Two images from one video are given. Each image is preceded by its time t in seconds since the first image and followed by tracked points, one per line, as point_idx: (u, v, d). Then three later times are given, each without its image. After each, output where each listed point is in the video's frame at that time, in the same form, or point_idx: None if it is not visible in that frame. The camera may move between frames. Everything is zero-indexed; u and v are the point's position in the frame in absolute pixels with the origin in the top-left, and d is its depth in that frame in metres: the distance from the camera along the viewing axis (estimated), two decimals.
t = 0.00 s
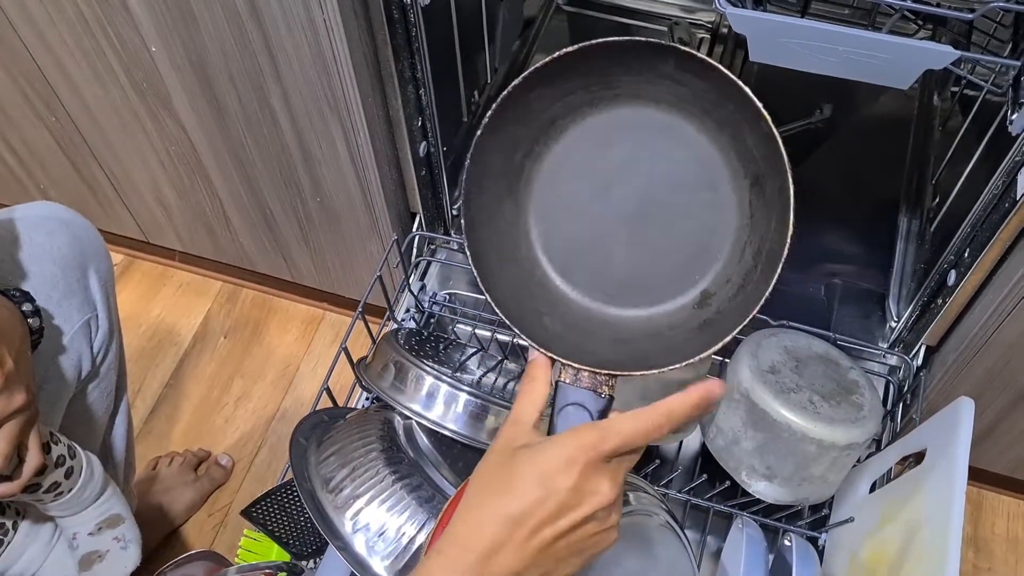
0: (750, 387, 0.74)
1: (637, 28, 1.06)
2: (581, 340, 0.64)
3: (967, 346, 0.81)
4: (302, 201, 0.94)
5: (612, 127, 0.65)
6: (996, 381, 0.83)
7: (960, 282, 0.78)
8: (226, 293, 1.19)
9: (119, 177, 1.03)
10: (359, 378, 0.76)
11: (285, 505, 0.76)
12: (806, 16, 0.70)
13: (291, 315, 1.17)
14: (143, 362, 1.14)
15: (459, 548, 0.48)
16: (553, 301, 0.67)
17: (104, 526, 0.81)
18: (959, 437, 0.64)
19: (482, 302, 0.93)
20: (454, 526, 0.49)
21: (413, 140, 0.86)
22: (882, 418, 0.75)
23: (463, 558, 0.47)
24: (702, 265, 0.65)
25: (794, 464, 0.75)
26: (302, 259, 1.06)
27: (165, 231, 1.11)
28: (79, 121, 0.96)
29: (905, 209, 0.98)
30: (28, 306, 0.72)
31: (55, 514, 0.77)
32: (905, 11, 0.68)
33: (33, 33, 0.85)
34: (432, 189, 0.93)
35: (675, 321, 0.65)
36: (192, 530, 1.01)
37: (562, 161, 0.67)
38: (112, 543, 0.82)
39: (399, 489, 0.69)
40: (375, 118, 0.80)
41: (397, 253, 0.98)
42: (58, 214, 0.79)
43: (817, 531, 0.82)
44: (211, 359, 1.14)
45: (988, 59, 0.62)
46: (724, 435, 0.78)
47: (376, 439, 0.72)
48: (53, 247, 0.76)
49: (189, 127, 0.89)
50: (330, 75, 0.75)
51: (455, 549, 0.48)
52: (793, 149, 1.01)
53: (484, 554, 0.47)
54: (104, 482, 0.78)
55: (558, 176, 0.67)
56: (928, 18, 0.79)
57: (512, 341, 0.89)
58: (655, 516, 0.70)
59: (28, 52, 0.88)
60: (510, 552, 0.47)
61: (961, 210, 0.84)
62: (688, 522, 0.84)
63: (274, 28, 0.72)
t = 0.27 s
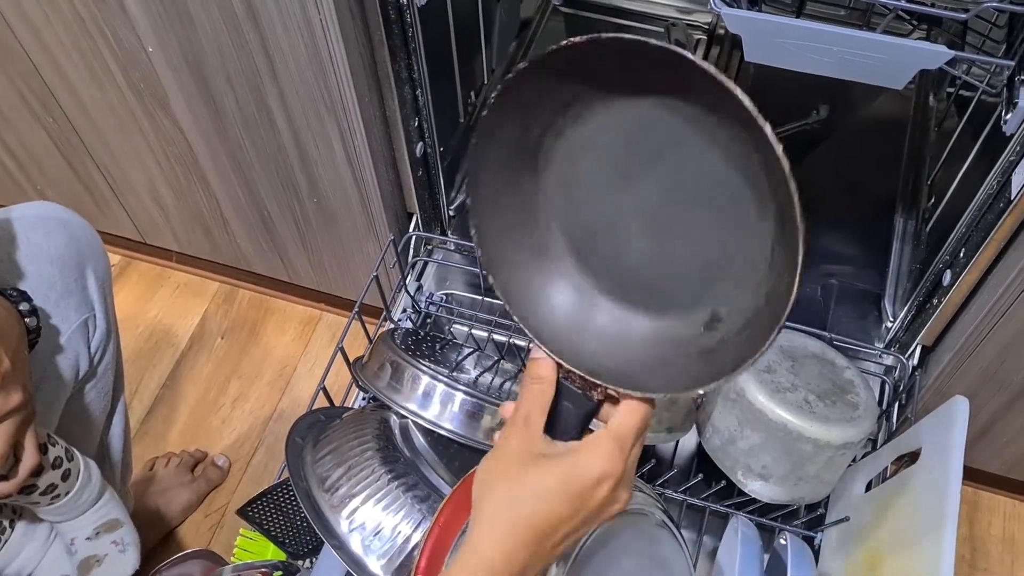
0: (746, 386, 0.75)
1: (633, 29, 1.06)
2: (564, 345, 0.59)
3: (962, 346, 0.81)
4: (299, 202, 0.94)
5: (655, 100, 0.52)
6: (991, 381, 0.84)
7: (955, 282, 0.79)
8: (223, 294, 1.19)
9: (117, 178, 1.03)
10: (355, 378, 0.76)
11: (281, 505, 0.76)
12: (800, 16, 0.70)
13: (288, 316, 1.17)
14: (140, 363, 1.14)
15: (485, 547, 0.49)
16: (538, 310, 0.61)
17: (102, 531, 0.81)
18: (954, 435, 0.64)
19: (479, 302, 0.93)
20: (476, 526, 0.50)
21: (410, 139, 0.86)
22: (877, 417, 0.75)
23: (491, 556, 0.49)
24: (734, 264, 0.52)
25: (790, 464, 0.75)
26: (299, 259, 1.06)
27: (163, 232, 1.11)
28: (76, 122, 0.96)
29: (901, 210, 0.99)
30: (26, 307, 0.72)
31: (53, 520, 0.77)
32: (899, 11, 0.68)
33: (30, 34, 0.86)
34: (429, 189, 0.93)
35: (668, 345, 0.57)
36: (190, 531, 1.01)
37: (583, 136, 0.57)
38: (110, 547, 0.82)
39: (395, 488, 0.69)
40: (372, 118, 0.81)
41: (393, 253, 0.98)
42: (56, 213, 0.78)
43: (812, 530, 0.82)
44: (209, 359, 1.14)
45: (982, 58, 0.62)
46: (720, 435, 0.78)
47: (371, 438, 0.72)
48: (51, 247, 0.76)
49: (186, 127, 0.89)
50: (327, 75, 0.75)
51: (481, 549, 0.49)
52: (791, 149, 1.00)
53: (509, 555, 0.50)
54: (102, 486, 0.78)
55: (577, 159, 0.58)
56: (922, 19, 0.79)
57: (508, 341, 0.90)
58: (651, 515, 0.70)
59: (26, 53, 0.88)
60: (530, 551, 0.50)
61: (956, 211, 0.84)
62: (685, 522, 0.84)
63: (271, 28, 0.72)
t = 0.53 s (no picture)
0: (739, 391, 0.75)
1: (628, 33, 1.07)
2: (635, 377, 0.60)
3: (955, 352, 0.82)
4: (295, 208, 0.95)
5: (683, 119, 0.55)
6: (983, 386, 0.84)
7: (948, 287, 0.79)
8: (219, 299, 1.20)
9: (113, 183, 1.03)
10: (349, 383, 0.76)
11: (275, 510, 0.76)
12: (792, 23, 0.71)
13: (284, 321, 1.17)
14: (135, 369, 1.14)
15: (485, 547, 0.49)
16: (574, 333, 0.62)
17: (96, 536, 0.81)
18: (945, 441, 0.64)
19: (474, 308, 0.94)
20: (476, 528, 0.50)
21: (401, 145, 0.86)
22: (870, 422, 0.75)
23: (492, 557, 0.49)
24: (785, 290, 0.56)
25: (783, 468, 0.75)
26: (295, 264, 1.06)
27: (159, 238, 1.12)
28: (73, 128, 0.96)
29: (894, 215, 0.99)
30: (20, 311, 0.72)
31: (48, 524, 0.77)
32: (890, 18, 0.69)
33: (27, 41, 0.86)
34: (425, 195, 0.93)
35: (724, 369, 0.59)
36: (185, 536, 1.01)
37: (621, 162, 0.58)
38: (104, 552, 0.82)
39: (388, 493, 0.69)
40: (367, 124, 0.81)
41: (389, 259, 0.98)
42: (51, 219, 0.79)
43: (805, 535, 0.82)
44: (205, 364, 1.14)
45: (971, 65, 0.63)
46: (713, 440, 0.79)
47: (366, 443, 0.72)
48: (46, 253, 0.77)
49: (182, 133, 0.89)
50: (321, 81, 0.75)
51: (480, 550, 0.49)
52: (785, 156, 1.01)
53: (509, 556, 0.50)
54: (97, 491, 0.78)
55: (614, 184, 0.59)
56: (914, 26, 0.79)
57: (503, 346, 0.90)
58: (645, 520, 0.70)
59: (22, 59, 0.89)
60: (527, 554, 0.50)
61: (949, 217, 0.85)
62: (678, 528, 0.84)
63: (266, 35, 0.73)
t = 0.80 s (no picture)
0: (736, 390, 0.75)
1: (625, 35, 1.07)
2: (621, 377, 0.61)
3: (951, 351, 0.82)
4: (292, 207, 0.94)
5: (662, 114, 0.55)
6: (980, 385, 0.84)
7: (944, 286, 0.79)
8: (216, 299, 1.20)
9: (110, 182, 1.03)
10: (346, 382, 0.76)
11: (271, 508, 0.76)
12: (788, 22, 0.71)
13: (281, 320, 1.17)
14: (132, 368, 1.14)
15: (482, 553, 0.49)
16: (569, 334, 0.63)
17: (92, 535, 0.80)
18: (941, 439, 0.64)
19: (471, 307, 0.94)
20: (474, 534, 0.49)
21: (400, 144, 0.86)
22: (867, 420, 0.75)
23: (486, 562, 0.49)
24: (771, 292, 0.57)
25: (779, 468, 0.75)
26: (292, 264, 1.06)
27: (156, 237, 1.12)
28: (69, 127, 0.96)
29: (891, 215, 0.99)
30: (15, 308, 0.73)
31: (43, 523, 0.77)
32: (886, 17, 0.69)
33: (23, 39, 0.86)
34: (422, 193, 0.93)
35: (710, 367, 0.61)
36: (182, 535, 1.01)
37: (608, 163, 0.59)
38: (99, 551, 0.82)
39: (384, 491, 0.69)
40: (364, 122, 0.81)
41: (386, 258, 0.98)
42: (47, 217, 0.79)
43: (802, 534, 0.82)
44: (202, 364, 1.14)
45: (968, 64, 0.63)
46: (710, 439, 0.79)
47: (362, 441, 0.72)
48: (42, 251, 0.77)
49: (179, 132, 0.89)
50: (318, 80, 0.75)
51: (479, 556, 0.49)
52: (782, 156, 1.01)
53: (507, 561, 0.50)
54: (93, 490, 0.78)
55: (597, 180, 0.60)
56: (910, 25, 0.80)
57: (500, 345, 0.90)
58: (641, 519, 0.70)
59: (19, 58, 0.89)
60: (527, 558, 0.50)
61: (945, 216, 0.85)
62: (676, 527, 0.84)
63: (263, 33, 0.72)
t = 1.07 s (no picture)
0: (735, 392, 0.75)
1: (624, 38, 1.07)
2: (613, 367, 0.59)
3: (950, 353, 0.82)
4: (290, 208, 0.94)
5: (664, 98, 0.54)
6: (978, 387, 0.84)
7: (942, 288, 0.79)
8: (214, 301, 1.19)
9: (108, 183, 1.03)
10: (344, 384, 0.76)
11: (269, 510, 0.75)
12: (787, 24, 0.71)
13: (279, 322, 1.17)
14: (129, 370, 1.14)
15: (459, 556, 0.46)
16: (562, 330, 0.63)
17: (88, 537, 0.80)
18: (939, 441, 0.64)
19: (469, 309, 0.94)
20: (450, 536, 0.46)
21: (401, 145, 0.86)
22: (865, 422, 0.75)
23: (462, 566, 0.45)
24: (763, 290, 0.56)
25: (778, 469, 0.75)
26: (291, 265, 1.06)
27: (154, 239, 1.12)
28: (67, 128, 0.96)
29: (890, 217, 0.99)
30: (12, 310, 0.73)
31: (38, 525, 0.77)
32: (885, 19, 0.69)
33: (21, 40, 0.86)
34: (421, 195, 0.93)
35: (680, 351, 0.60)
36: (179, 537, 1.00)
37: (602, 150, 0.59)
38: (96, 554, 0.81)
39: (382, 493, 0.69)
40: (363, 124, 0.81)
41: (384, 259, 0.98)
42: (44, 218, 0.79)
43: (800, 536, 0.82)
44: (200, 365, 1.14)
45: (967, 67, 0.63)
46: (708, 441, 0.79)
47: (360, 443, 0.72)
48: (39, 252, 0.76)
49: (177, 133, 0.89)
50: (317, 81, 0.75)
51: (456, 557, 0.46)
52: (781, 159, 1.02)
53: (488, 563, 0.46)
54: (89, 491, 0.78)
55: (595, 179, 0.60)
56: (909, 27, 0.80)
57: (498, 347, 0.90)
58: (640, 520, 0.70)
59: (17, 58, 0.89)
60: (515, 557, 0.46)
61: (944, 219, 0.85)
62: (674, 529, 0.84)
63: (262, 35, 0.72)
